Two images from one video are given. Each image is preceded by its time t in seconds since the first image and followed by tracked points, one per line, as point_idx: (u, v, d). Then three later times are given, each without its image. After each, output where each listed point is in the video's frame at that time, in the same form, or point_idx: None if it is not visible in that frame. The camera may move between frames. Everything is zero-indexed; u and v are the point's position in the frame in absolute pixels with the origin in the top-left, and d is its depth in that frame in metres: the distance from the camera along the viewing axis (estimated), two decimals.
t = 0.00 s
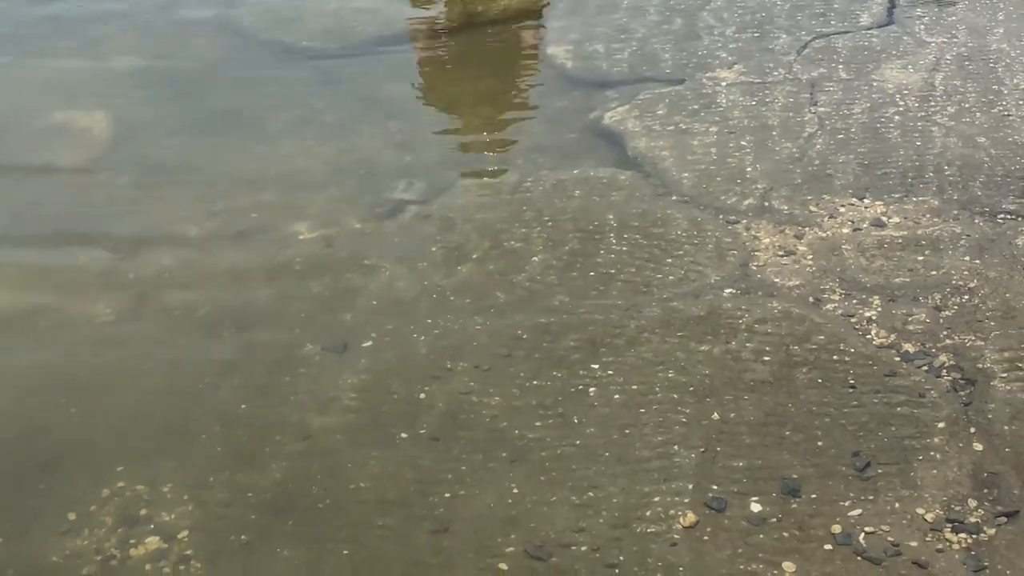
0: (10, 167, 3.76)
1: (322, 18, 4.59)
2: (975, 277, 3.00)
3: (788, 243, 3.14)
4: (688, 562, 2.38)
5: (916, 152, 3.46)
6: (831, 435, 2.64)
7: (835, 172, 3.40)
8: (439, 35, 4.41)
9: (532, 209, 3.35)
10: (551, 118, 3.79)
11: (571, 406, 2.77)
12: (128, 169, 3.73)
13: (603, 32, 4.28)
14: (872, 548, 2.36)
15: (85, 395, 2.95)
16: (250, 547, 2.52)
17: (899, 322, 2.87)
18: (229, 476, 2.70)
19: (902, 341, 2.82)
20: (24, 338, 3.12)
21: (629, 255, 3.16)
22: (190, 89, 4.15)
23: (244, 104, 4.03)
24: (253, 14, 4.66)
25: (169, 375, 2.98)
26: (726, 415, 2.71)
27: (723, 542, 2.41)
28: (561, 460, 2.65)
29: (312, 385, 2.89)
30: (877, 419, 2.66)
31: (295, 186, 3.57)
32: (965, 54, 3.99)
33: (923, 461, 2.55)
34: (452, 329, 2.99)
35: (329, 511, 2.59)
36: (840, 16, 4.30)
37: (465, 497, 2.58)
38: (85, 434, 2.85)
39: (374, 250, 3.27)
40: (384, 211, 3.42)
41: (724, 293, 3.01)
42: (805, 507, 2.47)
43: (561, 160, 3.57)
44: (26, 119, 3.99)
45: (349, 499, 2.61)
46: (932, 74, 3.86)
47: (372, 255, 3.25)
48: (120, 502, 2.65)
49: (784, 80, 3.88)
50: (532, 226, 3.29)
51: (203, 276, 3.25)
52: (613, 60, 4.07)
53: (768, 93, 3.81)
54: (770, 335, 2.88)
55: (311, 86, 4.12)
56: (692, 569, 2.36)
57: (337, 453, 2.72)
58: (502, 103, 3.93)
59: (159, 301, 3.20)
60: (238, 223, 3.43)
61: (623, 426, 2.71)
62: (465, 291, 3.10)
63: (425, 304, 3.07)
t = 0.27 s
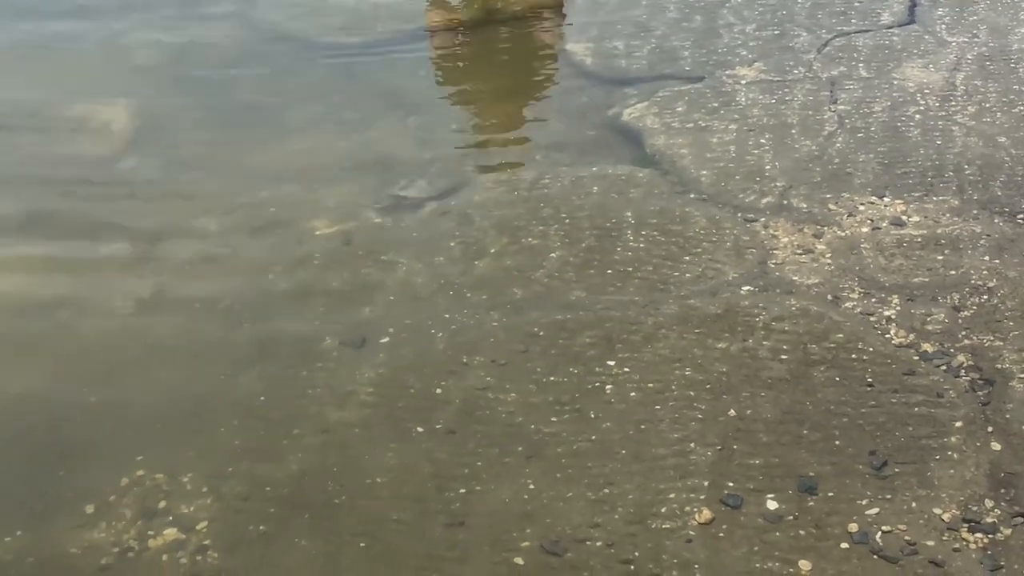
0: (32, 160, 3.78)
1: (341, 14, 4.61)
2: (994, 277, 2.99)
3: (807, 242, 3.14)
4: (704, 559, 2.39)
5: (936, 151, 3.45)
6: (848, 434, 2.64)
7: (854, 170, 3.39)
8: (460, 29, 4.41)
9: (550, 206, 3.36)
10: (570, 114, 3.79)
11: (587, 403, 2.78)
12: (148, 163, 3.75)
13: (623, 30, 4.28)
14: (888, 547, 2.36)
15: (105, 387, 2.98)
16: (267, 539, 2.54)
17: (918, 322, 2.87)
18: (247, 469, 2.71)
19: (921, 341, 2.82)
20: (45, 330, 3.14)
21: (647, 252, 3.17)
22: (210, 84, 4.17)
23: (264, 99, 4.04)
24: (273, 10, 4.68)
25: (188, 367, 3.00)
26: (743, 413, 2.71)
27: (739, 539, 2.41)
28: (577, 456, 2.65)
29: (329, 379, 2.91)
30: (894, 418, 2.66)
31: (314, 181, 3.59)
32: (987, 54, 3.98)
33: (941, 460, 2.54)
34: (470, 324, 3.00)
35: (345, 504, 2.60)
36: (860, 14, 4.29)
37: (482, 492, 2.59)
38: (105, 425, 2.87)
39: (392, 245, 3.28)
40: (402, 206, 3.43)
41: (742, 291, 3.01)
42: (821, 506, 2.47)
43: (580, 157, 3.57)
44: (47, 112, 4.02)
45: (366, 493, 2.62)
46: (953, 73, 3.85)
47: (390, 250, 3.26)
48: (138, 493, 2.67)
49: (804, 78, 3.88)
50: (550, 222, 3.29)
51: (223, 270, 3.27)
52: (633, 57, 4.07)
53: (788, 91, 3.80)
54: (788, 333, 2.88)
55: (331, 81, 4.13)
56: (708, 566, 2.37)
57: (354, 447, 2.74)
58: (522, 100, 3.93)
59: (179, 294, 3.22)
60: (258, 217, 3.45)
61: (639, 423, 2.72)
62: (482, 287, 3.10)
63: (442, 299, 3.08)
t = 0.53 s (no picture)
0: (56, 154, 3.81)
1: (364, 10, 4.61)
2: (1019, 282, 2.97)
3: (830, 244, 3.12)
4: (723, 561, 2.38)
5: (962, 155, 3.43)
6: (870, 437, 2.62)
7: (879, 173, 3.37)
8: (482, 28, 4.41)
9: (573, 205, 3.35)
10: (594, 113, 3.79)
11: (607, 403, 2.78)
12: (172, 158, 3.77)
13: (647, 29, 4.27)
14: (909, 551, 2.35)
15: (128, 381, 3.00)
16: (286, 535, 2.55)
17: (941, 325, 2.85)
18: (266, 464, 2.72)
19: (944, 345, 2.80)
20: (69, 323, 3.17)
21: (669, 253, 3.16)
22: (233, 79, 4.18)
23: (288, 95, 4.05)
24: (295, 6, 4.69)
25: (210, 362, 3.01)
26: (764, 415, 2.70)
27: (758, 542, 2.41)
28: (596, 456, 2.65)
29: (350, 375, 2.91)
30: (917, 422, 2.64)
31: (335, 177, 3.59)
32: (1015, 56, 3.95)
33: (963, 466, 2.53)
34: (490, 323, 3.00)
35: (364, 501, 2.61)
36: (887, 16, 4.26)
37: (501, 491, 2.59)
38: (127, 419, 2.89)
39: (414, 242, 3.28)
40: (424, 204, 3.43)
41: (764, 293, 3.00)
42: (841, 509, 2.46)
43: (603, 156, 3.56)
44: (72, 107, 4.04)
45: (384, 490, 2.63)
46: (980, 76, 3.82)
47: (411, 248, 3.26)
48: (159, 487, 2.69)
49: (829, 79, 3.86)
50: (572, 221, 3.29)
51: (245, 266, 3.28)
52: (657, 56, 4.06)
53: (813, 92, 3.79)
54: (810, 335, 2.87)
55: (354, 78, 4.14)
56: (726, 568, 2.36)
57: (373, 444, 2.74)
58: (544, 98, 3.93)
59: (202, 289, 3.23)
60: (280, 214, 3.46)
61: (659, 424, 2.71)
62: (503, 285, 3.10)
63: (463, 297, 3.08)
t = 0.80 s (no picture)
0: (83, 146, 3.84)
1: (390, 8, 4.63)
2: None
3: (855, 246, 3.11)
4: (743, 561, 2.38)
5: (988, 158, 3.42)
6: (892, 440, 2.62)
7: (904, 175, 3.36)
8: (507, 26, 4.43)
9: (596, 203, 3.35)
10: (618, 112, 3.79)
11: (628, 401, 2.78)
12: (197, 152, 3.79)
13: (674, 28, 4.27)
14: (930, 554, 2.34)
15: (152, 373, 3.02)
16: (306, 528, 2.56)
17: (965, 328, 2.84)
18: (287, 457, 2.74)
19: (968, 348, 2.79)
20: (95, 314, 3.19)
21: (692, 252, 3.16)
22: (259, 75, 4.20)
23: (313, 91, 4.07)
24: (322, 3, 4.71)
25: (234, 356, 3.03)
26: (785, 416, 2.69)
27: (778, 543, 2.40)
28: (616, 455, 2.65)
29: (371, 370, 2.93)
30: (939, 425, 2.63)
31: (359, 173, 3.61)
32: None
33: (985, 469, 2.52)
34: (512, 320, 3.01)
35: (383, 495, 2.62)
36: (915, 17, 4.24)
37: (520, 488, 2.60)
38: (150, 411, 2.92)
39: (437, 238, 3.29)
40: (448, 201, 3.44)
41: (787, 294, 3.00)
42: (862, 511, 2.46)
43: (627, 155, 3.56)
44: (99, 101, 4.07)
45: (404, 485, 2.64)
46: (1008, 79, 3.80)
47: (434, 244, 3.27)
48: (180, 479, 2.71)
49: (856, 81, 3.84)
50: (595, 220, 3.29)
51: (268, 260, 3.30)
52: (683, 56, 4.06)
53: (839, 94, 3.78)
54: (833, 337, 2.86)
55: (379, 74, 4.15)
56: (746, 568, 2.36)
57: (394, 439, 2.76)
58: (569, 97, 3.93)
59: (226, 283, 3.25)
60: (304, 209, 3.47)
61: (680, 423, 2.71)
62: (525, 282, 3.11)
63: (485, 294, 3.09)
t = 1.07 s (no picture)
0: (109, 138, 3.86)
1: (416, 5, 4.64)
2: None
3: (881, 248, 3.11)
4: (764, 561, 2.38)
5: (1016, 162, 3.40)
6: (916, 442, 2.61)
7: (932, 177, 3.35)
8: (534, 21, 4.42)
9: (621, 202, 3.36)
10: (645, 111, 3.79)
11: (651, 400, 2.78)
12: (222, 147, 3.81)
13: (701, 28, 4.27)
14: (953, 558, 2.34)
15: (178, 365, 3.04)
16: (328, 521, 2.57)
17: (991, 332, 2.83)
18: (310, 451, 2.75)
19: (994, 352, 2.78)
20: (121, 306, 3.21)
21: (717, 252, 3.16)
22: (284, 71, 4.22)
23: (340, 87, 4.09)
24: None
25: (258, 349, 3.04)
26: (809, 418, 2.69)
27: (801, 544, 2.40)
28: (638, 453, 2.66)
29: (394, 366, 2.94)
30: (963, 429, 2.63)
31: (383, 169, 3.62)
32: None
33: (1009, 474, 2.52)
34: (535, 318, 3.01)
35: (405, 490, 2.63)
36: (944, 20, 4.23)
37: (542, 485, 2.60)
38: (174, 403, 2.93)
39: (461, 235, 3.30)
40: (473, 198, 3.45)
41: (813, 295, 2.99)
42: (885, 514, 2.45)
43: (653, 154, 3.57)
44: (125, 94, 4.10)
45: (426, 480, 2.65)
46: None
47: (458, 241, 3.28)
48: (203, 471, 2.73)
49: (884, 82, 3.83)
50: (620, 218, 3.30)
51: (293, 255, 3.31)
52: (710, 56, 4.06)
53: (866, 95, 3.77)
54: (858, 339, 2.86)
55: (405, 71, 4.16)
56: (768, 569, 2.36)
57: (416, 434, 2.77)
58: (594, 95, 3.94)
59: (251, 277, 3.26)
60: (328, 204, 3.49)
61: (703, 423, 2.72)
62: (549, 280, 3.11)
63: (509, 291, 3.10)
